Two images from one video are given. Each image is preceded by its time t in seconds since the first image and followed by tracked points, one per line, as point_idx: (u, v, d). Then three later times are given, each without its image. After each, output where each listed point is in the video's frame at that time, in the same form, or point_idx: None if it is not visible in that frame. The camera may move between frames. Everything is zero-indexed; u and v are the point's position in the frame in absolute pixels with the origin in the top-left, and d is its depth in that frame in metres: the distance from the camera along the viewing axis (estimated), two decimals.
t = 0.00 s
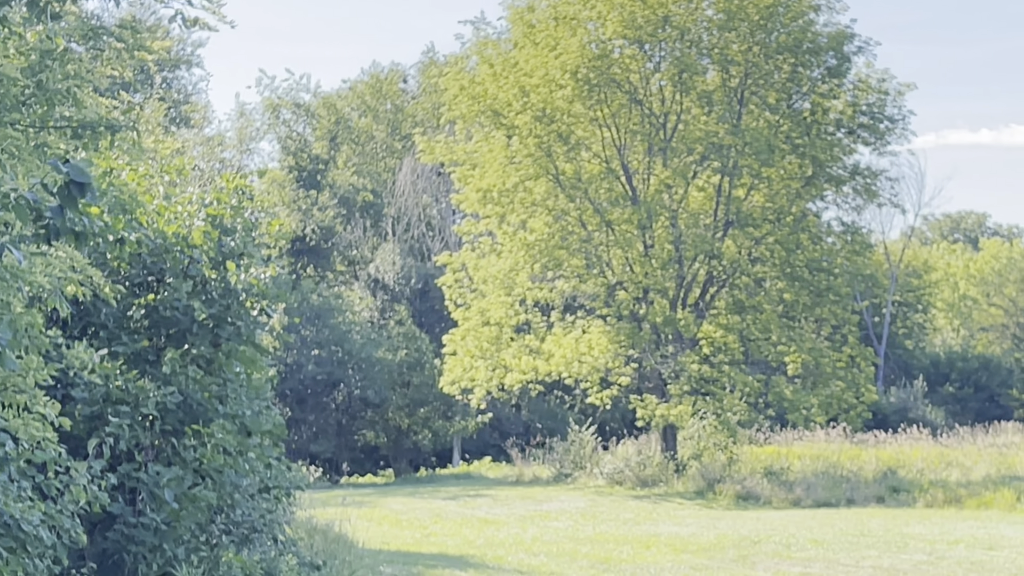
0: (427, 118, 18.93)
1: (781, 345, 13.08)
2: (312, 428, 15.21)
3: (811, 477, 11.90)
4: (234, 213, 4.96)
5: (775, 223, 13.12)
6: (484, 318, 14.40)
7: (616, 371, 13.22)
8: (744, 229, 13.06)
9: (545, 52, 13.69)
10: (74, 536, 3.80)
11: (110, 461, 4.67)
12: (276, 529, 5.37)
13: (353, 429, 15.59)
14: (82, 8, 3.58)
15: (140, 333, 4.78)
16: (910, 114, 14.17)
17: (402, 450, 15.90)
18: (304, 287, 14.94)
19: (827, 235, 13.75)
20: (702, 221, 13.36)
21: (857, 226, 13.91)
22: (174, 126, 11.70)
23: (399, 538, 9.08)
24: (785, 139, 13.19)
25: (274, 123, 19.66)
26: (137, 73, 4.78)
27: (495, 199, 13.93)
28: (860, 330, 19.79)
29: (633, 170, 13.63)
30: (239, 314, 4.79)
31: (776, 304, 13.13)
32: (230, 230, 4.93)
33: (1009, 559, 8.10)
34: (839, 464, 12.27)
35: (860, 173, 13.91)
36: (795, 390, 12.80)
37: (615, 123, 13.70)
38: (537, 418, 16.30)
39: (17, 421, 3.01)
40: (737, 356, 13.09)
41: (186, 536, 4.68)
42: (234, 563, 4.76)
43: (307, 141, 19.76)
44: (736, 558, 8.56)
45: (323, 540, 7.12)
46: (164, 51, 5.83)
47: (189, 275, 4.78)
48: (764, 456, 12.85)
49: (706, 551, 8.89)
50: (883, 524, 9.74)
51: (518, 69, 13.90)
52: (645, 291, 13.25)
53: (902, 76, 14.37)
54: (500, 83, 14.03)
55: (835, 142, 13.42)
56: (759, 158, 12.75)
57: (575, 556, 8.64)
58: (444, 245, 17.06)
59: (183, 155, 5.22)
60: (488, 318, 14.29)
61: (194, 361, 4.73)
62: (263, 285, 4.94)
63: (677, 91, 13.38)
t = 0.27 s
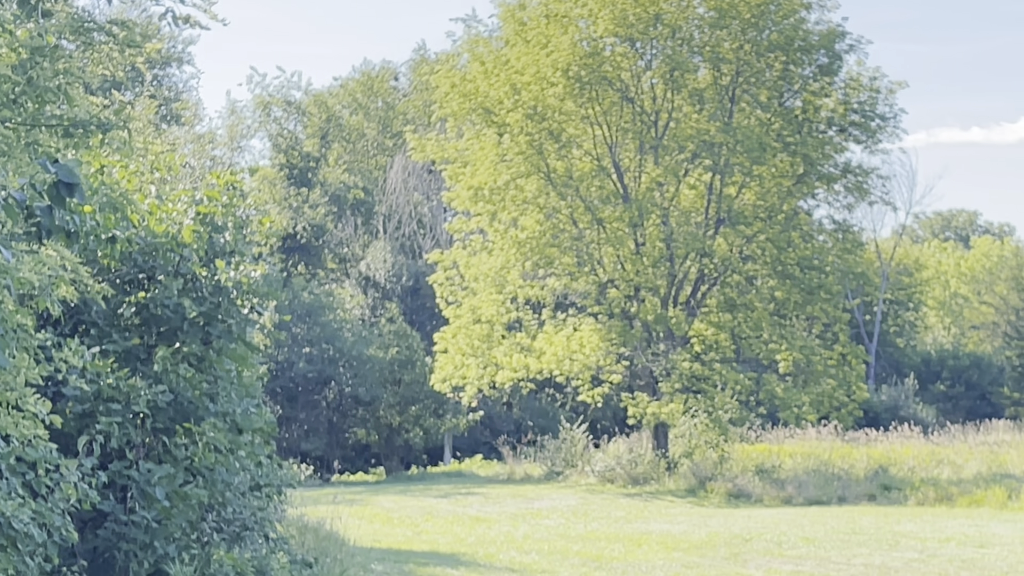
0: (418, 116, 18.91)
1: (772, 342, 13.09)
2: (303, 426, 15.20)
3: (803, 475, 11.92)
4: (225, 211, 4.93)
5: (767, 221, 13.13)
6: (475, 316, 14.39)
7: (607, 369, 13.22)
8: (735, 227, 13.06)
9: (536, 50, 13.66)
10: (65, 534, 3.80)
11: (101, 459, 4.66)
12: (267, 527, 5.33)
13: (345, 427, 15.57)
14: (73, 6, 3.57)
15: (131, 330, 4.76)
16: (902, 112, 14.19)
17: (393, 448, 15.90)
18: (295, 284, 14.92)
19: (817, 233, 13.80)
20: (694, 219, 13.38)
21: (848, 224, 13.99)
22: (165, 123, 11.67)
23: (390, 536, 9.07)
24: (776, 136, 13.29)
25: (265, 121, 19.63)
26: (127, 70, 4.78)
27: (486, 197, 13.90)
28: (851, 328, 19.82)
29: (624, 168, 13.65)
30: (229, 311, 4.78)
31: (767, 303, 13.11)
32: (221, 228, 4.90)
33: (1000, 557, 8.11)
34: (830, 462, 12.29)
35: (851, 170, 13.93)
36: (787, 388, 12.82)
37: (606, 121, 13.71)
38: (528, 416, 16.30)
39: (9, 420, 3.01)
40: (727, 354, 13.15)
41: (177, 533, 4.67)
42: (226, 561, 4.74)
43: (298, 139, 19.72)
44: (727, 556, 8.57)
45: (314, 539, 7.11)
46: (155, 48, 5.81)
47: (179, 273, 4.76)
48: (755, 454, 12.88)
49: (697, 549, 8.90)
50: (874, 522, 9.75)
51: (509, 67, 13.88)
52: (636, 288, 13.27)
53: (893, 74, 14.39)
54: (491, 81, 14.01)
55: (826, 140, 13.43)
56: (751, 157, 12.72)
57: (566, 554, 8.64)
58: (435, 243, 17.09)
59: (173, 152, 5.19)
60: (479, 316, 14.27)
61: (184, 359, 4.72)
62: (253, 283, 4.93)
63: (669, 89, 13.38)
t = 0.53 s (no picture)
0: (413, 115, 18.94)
1: (766, 342, 13.07)
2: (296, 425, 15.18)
3: (797, 475, 11.92)
4: (219, 211, 4.91)
5: (761, 220, 13.13)
6: (469, 315, 14.35)
7: (601, 368, 13.26)
8: (729, 226, 12.98)
9: (530, 49, 13.66)
10: (59, 532, 3.83)
11: (94, 457, 4.63)
12: (261, 526, 5.30)
13: (338, 426, 15.55)
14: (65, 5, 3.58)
15: (124, 330, 4.77)
16: (896, 112, 14.19)
17: (386, 447, 15.86)
18: (288, 284, 14.91)
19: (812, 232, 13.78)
20: (688, 219, 13.39)
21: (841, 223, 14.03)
22: (159, 122, 11.67)
23: (384, 534, 9.08)
24: (770, 135, 13.27)
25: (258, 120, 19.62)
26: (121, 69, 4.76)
27: (480, 195, 13.92)
28: (846, 328, 19.82)
29: (619, 167, 13.67)
30: (222, 310, 4.80)
31: (761, 302, 13.08)
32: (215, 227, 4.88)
33: (993, 555, 8.12)
34: (824, 462, 12.32)
35: (845, 169, 13.93)
36: (780, 387, 12.81)
37: (600, 120, 13.72)
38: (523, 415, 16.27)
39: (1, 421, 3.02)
40: (721, 353, 13.15)
41: (170, 533, 4.67)
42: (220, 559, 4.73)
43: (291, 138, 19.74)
44: (721, 555, 8.58)
45: (308, 537, 7.11)
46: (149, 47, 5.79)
47: (172, 273, 4.76)
48: (749, 453, 12.91)
49: (691, 548, 8.91)
50: (869, 521, 9.79)
51: (503, 66, 13.88)
52: (630, 288, 13.31)
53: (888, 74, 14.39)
54: (485, 79, 14.02)
55: (819, 139, 13.42)
56: (745, 155, 12.72)
57: (560, 553, 8.64)
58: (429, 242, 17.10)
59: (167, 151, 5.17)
60: (473, 315, 14.25)
61: (177, 358, 4.74)
62: (247, 282, 4.93)
63: (662, 88, 13.40)
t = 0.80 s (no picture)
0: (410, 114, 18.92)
1: (763, 341, 13.08)
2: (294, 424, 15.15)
3: (795, 475, 11.97)
4: (217, 209, 4.89)
5: (759, 220, 13.13)
6: (467, 314, 14.30)
7: (598, 367, 13.32)
8: (726, 226, 13.02)
9: (528, 47, 13.71)
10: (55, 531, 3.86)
11: (90, 456, 4.64)
12: (258, 525, 5.24)
13: (335, 425, 15.52)
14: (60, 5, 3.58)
15: (121, 328, 4.77)
16: (894, 111, 14.16)
17: (384, 445, 15.83)
18: (286, 282, 14.89)
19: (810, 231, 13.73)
20: (686, 218, 13.38)
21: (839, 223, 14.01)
22: (156, 121, 11.65)
23: (381, 534, 9.08)
24: (767, 134, 13.20)
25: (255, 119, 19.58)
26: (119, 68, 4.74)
27: (478, 195, 13.80)
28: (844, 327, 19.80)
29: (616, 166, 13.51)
30: (219, 309, 4.82)
31: (758, 302, 13.11)
32: (212, 226, 4.86)
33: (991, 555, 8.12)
34: (821, 460, 12.29)
35: (843, 169, 13.92)
36: (778, 386, 12.92)
37: (598, 118, 13.71)
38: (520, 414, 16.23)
39: None
40: (719, 353, 13.11)
41: (167, 531, 4.70)
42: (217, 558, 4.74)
43: (289, 137, 19.72)
44: (719, 554, 8.58)
45: (305, 536, 7.10)
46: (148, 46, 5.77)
47: (169, 271, 4.77)
48: (747, 452, 12.71)
49: (689, 548, 8.92)
50: (867, 520, 9.79)
51: (501, 65, 13.94)
52: (628, 288, 13.27)
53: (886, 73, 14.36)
54: (483, 78, 14.03)
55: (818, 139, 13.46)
56: (742, 154, 12.75)
57: (558, 552, 8.64)
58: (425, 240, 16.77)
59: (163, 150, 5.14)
60: (471, 314, 14.21)
61: (174, 357, 4.77)
62: (244, 280, 4.93)
63: (661, 87, 13.43)
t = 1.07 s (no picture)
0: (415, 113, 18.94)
1: (766, 340, 13.23)
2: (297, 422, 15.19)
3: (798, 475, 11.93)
4: (219, 208, 5.00)
5: (762, 220, 13.13)
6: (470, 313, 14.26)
7: (601, 366, 12.96)
8: (730, 225, 13.09)
9: (530, 47, 14.11)
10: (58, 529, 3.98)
11: (93, 454, 4.84)
12: (262, 523, 5.27)
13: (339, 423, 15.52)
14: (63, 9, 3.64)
15: (125, 326, 4.92)
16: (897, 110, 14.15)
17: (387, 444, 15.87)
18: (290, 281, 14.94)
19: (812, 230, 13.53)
20: (688, 217, 13.41)
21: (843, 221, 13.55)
22: (160, 120, 11.73)
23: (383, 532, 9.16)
24: (771, 134, 13.30)
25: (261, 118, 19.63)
26: (123, 68, 4.80)
27: (482, 194, 13.61)
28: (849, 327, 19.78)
29: (619, 166, 13.34)
30: (222, 306, 4.94)
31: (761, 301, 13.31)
32: (215, 224, 4.96)
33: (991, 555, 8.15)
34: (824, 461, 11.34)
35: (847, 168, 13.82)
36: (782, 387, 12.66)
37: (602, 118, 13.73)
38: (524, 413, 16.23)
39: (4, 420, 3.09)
40: (722, 352, 12.92)
41: (169, 532, 4.85)
42: (218, 555, 4.90)
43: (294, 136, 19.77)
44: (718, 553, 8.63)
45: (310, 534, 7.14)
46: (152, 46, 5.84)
47: (173, 269, 4.91)
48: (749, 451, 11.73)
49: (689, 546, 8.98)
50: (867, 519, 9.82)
51: (505, 63, 14.25)
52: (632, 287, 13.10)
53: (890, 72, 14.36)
54: (486, 78, 14.24)
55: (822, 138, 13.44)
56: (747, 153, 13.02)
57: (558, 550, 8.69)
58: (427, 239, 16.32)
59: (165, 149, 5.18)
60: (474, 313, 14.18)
61: (177, 355, 4.93)
62: (245, 277, 5.03)
63: (664, 86, 13.42)
